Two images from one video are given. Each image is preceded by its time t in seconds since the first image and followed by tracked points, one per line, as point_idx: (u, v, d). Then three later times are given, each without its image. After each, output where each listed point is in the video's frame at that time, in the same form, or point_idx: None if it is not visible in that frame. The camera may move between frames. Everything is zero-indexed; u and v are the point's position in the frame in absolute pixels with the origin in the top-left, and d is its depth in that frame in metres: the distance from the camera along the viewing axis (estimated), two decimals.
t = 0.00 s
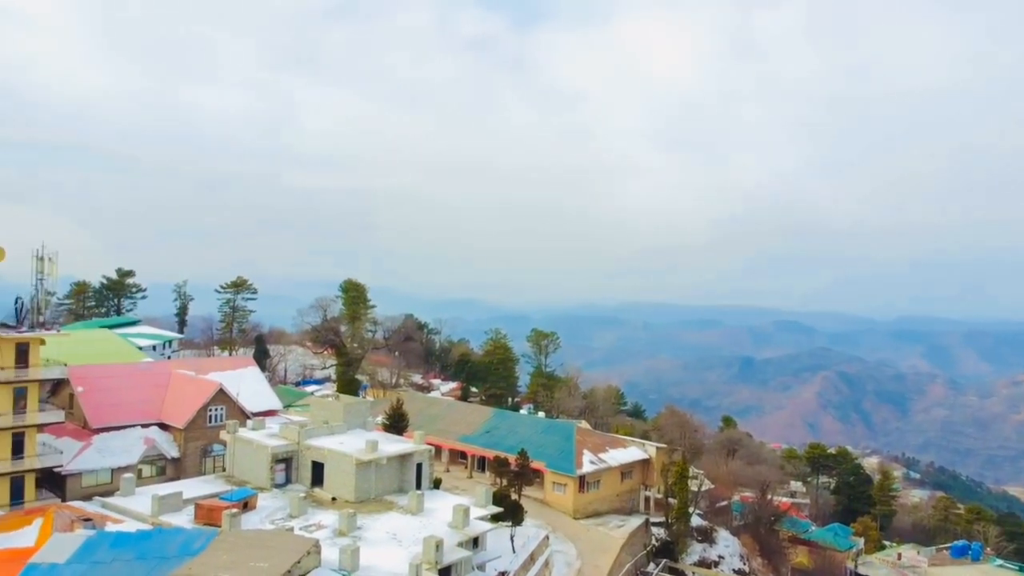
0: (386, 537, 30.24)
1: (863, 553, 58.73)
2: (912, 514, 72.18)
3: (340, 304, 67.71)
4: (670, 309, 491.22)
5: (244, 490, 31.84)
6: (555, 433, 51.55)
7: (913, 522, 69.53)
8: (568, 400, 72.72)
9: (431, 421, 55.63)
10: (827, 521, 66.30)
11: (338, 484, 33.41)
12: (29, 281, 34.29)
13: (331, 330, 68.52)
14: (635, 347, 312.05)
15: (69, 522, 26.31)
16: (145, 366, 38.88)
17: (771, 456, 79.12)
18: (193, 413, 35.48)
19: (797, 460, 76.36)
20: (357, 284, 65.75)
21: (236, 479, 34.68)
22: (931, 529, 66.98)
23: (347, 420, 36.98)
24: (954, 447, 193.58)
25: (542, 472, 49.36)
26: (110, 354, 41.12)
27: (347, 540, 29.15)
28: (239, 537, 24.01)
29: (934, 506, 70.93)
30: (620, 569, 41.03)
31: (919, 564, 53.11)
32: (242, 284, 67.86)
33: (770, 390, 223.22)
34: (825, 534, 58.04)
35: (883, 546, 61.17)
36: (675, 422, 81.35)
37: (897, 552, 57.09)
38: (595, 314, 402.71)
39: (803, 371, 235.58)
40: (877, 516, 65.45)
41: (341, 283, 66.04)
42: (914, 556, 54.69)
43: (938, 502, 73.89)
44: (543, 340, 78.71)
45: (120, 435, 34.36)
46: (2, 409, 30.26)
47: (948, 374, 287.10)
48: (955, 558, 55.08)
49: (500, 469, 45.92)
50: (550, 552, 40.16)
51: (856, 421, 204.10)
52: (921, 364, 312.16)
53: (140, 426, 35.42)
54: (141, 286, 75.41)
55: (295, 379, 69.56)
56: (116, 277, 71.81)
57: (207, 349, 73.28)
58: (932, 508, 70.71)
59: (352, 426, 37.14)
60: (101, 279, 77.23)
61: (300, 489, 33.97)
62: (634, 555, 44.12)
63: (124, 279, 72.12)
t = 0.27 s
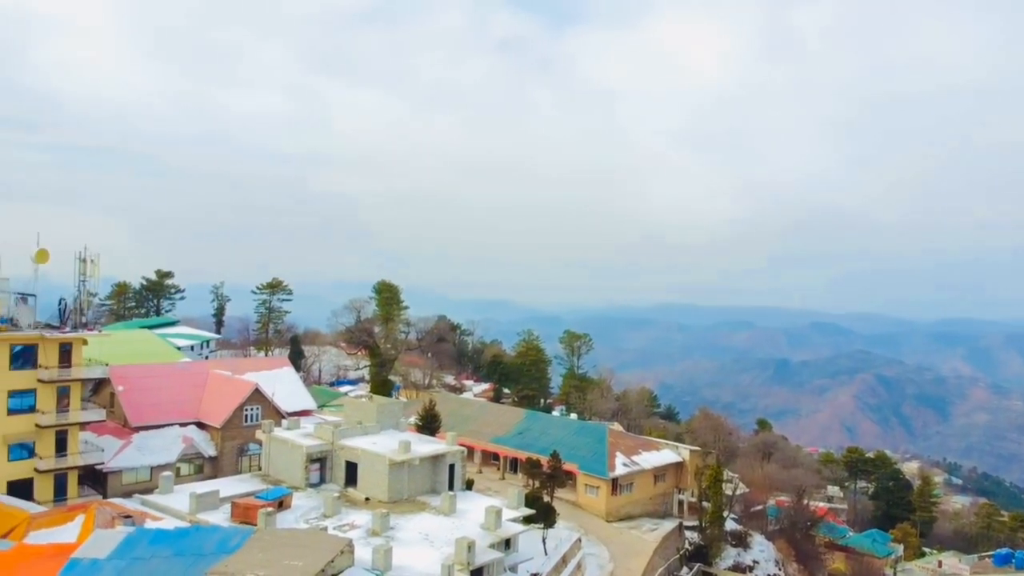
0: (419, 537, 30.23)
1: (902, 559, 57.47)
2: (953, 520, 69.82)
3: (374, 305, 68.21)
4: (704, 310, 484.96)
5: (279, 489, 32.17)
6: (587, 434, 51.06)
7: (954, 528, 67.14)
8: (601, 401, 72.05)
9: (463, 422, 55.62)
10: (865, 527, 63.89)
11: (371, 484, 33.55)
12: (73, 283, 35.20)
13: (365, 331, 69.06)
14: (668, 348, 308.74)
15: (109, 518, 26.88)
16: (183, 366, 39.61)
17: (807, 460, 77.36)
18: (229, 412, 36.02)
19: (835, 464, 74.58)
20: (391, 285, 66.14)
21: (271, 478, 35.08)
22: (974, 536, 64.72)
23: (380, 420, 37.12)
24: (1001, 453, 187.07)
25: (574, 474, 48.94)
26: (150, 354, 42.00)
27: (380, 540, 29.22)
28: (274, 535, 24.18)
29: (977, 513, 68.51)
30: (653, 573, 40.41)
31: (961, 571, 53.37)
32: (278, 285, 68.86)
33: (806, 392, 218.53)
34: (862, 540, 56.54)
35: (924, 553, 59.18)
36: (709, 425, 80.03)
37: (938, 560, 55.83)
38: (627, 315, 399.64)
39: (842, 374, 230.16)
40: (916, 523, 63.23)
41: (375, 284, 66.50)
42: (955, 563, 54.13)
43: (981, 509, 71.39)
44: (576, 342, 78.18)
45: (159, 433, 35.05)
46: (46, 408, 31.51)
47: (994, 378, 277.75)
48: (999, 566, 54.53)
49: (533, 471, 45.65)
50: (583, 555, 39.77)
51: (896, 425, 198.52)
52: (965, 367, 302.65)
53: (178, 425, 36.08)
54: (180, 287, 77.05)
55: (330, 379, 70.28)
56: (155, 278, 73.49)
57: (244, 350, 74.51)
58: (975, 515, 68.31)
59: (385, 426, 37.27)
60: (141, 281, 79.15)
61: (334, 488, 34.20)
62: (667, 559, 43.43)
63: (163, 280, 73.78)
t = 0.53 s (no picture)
0: (452, 538, 30.16)
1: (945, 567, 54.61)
2: (998, 528, 67.35)
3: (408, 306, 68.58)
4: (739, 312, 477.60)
5: (315, 488, 32.45)
6: (621, 437, 50.47)
7: (999, 535, 64.74)
8: (635, 404, 71.22)
9: (496, 424, 55.52)
10: (905, 534, 61.90)
11: (405, 484, 33.62)
12: (115, 285, 36.01)
13: (399, 332, 69.51)
14: (702, 351, 304.77)
15: (150, 516, 27.42)
16: (221, 366, 40.25)
17: (846, 464, 75.40)
18: (266, 412, 36.51)
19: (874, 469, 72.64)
20: (425, 287, 66.41)
21: (307, 477, 35.44)
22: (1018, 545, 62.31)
23: (414, 421, 37.20)
24: None
25: (608, 477, 48.42)
26: (190, 355, 42.80)
27: (414, 541, 29.23)
28: (309, 535, 24.32)
29: None
30: None
31: None
32: (314, 286, 69.73)
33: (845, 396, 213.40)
34: (902, 547, 54.73)
35: (967, 561, 56.42)
36: (745, 429, 78.57)
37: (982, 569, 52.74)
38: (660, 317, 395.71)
39: (882, 377, 224.23)
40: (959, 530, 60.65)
41: (409, 286, 66.82)
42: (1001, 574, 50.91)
43: None
44: (609, 344, 77.50)
45: (197, 433, 35.65)
46: (89, 407, 32.34)
47: None
48: None
49: (566, 473, 45.28)
50: (616, 558, 39.28)
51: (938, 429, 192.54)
52: (1012, 371, 292.35)
53: (217, 425, 36.67)
54: (218, 288, 78.55)
55: (364, 380, 70.89)
56: (194, 279, 75.06)
57: (280, 350, 75.65)
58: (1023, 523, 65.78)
59: (419, 427, 37.34)
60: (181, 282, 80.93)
61: (369, 488, 34.36)
62: (703, 563, 42.62)
63: (202, 281, 75.32)
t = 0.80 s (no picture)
0: (485, 540, 30.00)
1: None
2: None
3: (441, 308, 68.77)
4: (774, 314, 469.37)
5: (349, 489, 32.62)
6: (655, 440, 49.74)
7: None
8: (669, 406, 70.22)
9: (530, 426, 55.25)
10: (948, 542, 59.00)
11: (438, 485, 33.60)
12: (155, 286, 36.72)
13: (433, 334, 69.74)
14: (737, 353, 300.07)
15: (189, 514, 27.80)
16: (258, 367, 40.78)
17: (886, 469, 73.30)
18: (302, 413, 36.85)
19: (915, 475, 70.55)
20: (458, 288, 66.46)
21: (342, 477, 35.67)
22: None
23: (447, 422, 37.16)
24: None
25: (642, 481, 47.77)
26: (228, 356, 43.46)
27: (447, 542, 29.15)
28: (343, 535, 24.36)
29: None
30: None
31: None
32: (348, 288, 70.37)
33: (885, 400, 207.90)
34: (944, 555, 52.55)
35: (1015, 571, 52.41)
36: (782, 433, 76.93)
37: None
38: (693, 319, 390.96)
39: (924, 381, 217.92)
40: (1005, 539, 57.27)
41: (442, 287, 66.95)
42: None
43: None
44: (643, 345, 76.60)
45: (234, 433, 36.13)
46: (130, 406, 33.03)
47: None
48: None
49: (599, 476, 44.78)
50: (650, 563, 38.70)
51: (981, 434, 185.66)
52: None
53: (253, 425, 37.14)
54: (255, 289, 79.83)
55: (398, 381, 71.30)
56: (232, 281, 76.41)
57: (315, 352, 76.58)
58: None
59: (452, 429, 37.30)
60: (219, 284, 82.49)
61: (402, 489, 34.42)
62: (739, 569, 41.72)
63: (239, 283, 76.64)
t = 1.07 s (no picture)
0: (518, 543, 29.76)
1: None
2: None
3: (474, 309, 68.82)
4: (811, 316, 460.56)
5: (383, 490, 32.72)
6: (690, 443, 48.92)
7: None
8: (703, 409, 69.12)
9: (563, 428, 54.89)
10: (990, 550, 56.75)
11: (472, 487, 33.51)
12: (194, 288, 37.34)
13: (466, 335, 69.86)
14: (773, 355, 294.85)
15: (227, 513, 28.19)
16: (294, 368, 41.23)
17: (928, 475, 71.15)
18: (336, 414, 37.11)
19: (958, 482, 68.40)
20: (491, 290, 66.43)
21: (376, 478, 35.83)
22: None
23: (480, 424, 37.02)
24: None
25: (676, 484, 47.05)
26: (265, 357, 44.06)
27: (480, 544, 29.00)
28: (377, 536, 24.39)
29: None
30: None
31: None
32: (382, 289, 70.88)
33: (927, 403, 202.13)
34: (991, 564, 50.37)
35: None
36: (820, 437, 75.19)
37: None
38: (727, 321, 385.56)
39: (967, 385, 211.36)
40: None
41: (475, 289, 67.00)
42: None
43: None
44: (677, 348, 75.58)
45: (271, 433, 36.54)
46: (170, 406, 33.65)
47: None
48: None
49: (632, 479, 44.20)
50: (684, 567, 38.06)
51: None
52: None
53: (289, 425, 37.54)
54: (291, 291, 80.92)
55: (431, 382, 71.59)
56: (269, 283, 77.58)
57: (349, 353, 77.34)
58: None
59: (485, 431, 37.17)
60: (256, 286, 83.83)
61: (436, 491, 34.40)
62: None
63: (275, 285, 77.78)
